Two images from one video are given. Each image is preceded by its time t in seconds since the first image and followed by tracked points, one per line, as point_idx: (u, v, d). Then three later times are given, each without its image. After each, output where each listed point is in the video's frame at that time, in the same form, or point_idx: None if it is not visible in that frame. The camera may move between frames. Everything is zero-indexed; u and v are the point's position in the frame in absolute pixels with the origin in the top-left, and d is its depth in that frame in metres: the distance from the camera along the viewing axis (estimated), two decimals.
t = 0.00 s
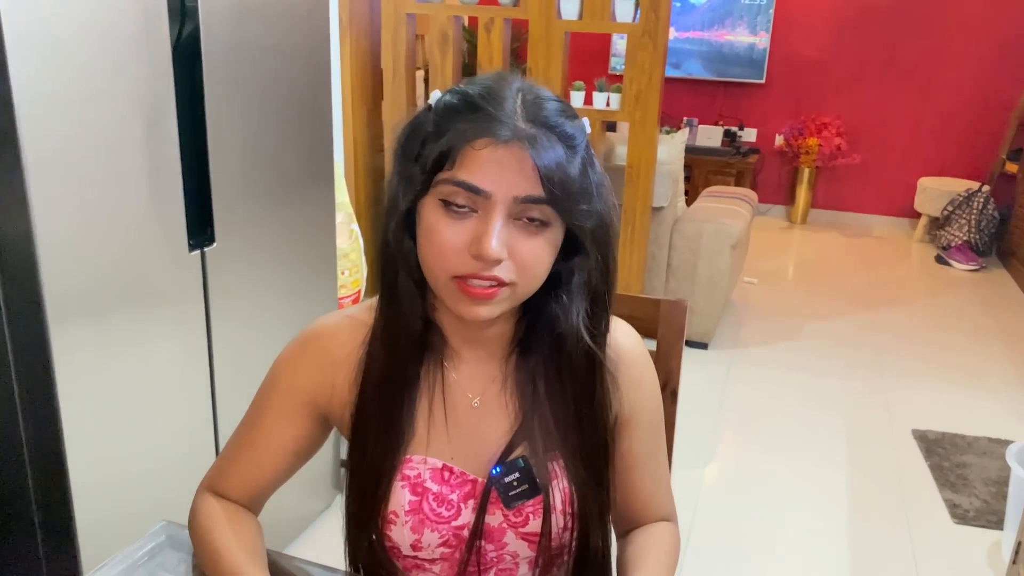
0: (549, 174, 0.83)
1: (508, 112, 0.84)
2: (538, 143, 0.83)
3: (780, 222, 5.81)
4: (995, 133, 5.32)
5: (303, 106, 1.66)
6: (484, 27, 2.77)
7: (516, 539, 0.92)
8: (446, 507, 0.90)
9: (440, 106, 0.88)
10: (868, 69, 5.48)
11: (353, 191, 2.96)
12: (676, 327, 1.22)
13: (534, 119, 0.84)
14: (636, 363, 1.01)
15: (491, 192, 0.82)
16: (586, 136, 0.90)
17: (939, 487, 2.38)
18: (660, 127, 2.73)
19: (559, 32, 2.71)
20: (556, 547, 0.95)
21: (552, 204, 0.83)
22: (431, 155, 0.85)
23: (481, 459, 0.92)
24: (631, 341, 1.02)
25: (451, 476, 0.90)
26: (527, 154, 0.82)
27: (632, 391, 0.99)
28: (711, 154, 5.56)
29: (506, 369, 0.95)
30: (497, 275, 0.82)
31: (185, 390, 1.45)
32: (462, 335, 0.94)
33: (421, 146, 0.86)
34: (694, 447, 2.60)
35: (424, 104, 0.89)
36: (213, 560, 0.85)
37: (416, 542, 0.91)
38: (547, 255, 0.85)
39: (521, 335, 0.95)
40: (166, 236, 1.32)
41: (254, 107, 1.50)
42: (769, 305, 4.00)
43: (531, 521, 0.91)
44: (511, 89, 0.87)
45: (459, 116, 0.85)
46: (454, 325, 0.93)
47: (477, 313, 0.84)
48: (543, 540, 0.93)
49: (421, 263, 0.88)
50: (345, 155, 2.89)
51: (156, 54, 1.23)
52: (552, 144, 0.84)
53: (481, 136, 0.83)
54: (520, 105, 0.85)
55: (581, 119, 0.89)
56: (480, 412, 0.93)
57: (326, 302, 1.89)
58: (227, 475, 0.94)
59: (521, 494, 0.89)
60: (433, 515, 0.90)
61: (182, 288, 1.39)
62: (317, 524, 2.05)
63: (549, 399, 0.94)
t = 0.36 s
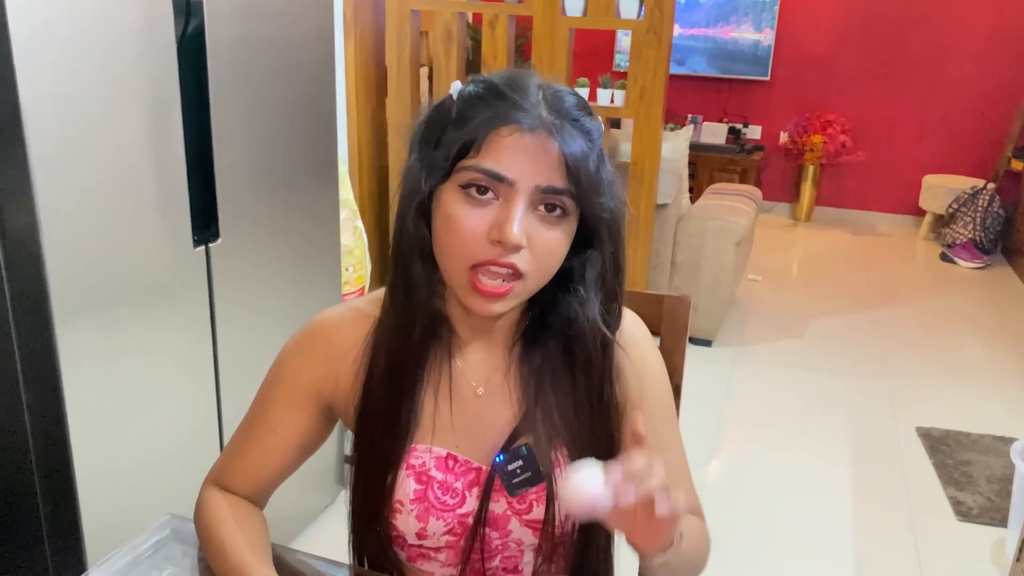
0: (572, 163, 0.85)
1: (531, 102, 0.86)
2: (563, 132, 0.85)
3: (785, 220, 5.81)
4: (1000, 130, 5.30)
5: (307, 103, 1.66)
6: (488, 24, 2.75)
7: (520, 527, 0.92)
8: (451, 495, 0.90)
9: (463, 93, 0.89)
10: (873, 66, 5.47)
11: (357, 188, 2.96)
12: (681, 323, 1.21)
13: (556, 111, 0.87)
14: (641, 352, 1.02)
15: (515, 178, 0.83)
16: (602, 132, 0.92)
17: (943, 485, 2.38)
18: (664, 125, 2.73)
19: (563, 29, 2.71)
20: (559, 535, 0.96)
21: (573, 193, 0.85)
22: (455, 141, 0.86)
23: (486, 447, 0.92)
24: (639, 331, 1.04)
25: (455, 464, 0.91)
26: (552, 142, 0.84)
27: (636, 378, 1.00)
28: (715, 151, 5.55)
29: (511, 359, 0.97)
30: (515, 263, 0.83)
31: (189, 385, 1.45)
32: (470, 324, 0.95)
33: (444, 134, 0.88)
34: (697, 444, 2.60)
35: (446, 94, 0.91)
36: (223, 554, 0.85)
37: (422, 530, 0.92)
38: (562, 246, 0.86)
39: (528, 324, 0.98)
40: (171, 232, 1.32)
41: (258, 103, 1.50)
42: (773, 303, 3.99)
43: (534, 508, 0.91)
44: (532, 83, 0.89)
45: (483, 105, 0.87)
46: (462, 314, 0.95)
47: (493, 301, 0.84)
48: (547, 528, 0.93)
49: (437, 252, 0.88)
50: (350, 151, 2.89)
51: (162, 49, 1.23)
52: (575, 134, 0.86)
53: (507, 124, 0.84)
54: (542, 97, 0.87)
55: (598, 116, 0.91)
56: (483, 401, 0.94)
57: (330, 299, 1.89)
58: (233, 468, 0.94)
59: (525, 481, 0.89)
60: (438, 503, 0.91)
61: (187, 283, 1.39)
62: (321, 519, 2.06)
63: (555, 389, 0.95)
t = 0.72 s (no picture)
0: (564, 158, 0.85)
1: (524, 98, 0.87)
2: (554, 127, 0.86)
3: (788, 219, 5.80)
4: (1005, 130, 5.29)
5: (311, 102, 1.66)
6: (492, 24, 2.76)
7: (519, 523, 0.92)
8: (450, 492, 0.91)
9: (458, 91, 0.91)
10: (877, 65, 5.46)
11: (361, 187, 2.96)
12: (683, 323, 1.22)
13: (548, 106, 0.87)
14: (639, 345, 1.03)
15: (506, 173, 0.84)
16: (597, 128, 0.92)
17: (946, 484, 2.38)
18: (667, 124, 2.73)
19: (566, 28, 2.71)
20: (557, 532, 0.96)
21: (565, 187, 0.85)
22: (448, 137, 0.87)
23: (485, 444, 0.94)
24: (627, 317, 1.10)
25: (454, 461, 0.91)
26: (543, 137, 0.85)
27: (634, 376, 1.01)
28: (719, 150, 5.55)
29: (508, 357, 0.98)
30: (507, 257, 0.83)
31: (193, 383, 1.46)
32: (470, 321, 0.97)
33: (439, 130, 0.89)
34: (700, 444, 2.59)
35: (442, 92, 0.92)
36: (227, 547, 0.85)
37: (421, 527, 0.92)
38: (557, 241, 0.86)
39: (525, 322, 0.99)
40: (176, 231, 1.33)
41: (262, 103, 1.51)
42: (777, 302, 3.99)
43: (532, 506, 0.92)
44: (526, 81, 0.90)
45: (476, 101, 0.88)
46: (459, 310, 0.97)
47: (486, 293, 0.85)
48: (546, 526, 0.93)
49: (432, 246, 0.89)
50: (353, 150, 2.90)
51: (166, 50, 1.24)
52: (567, 129, 0.86)
53: (498, 119, 0.85)
54: (535, 93, 0.88)
55: (593, 112, 0.92)
56: (481, 399, 0.96)
57: (333, 296, 1.90)
58: (237, 463, 0.95)
59: (523, 480, 0.90)
60: (436, 500, 0.91)
61: (192, 281, 1.40)
62: (325, 517, 2.06)
63: (552, 387, 0.95)
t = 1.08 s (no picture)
0: (568, 155, 0.86)
1: (528, 96, 0.88)
2: (559, 124, 0.87)
3: (790, 220, 5.81)
4: (1006, 131, 5.29)
5: (315, 103, 1.67)
6: (495, 25, 2.77)
7: (522, 524, 0.93)
8: (454, 493, 0.91)
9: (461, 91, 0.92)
10: (879, 67, 5.46)
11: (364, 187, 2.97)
12: (686, 322, 1.23)
13: (553, 104, 0.89)
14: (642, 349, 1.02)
15: (511, 170, 0.84)
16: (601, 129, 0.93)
17: (948, 485, 2.39)
18: (669, 125, 2.73)
19: (569, 29, 2.72)
20: (560, 532, 0.97)
21: (570, 183, 0.86)
22: (453, 136, 0.88)
23: (489, 445, 0.94)
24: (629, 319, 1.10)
25: (458, 462, 0.92)
26: (548, 134, 0.86)
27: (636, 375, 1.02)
28: (721, 151, 5.56)
29: (513, 359, 0.98)
30: (510, 256, 0.83)
31: (198, 381, 1.47)
32: (475, 323, 0.97)
33: (443, 129, 0.90)
34: (702, 444, 2.60)
35: (446, 95, 0.93)
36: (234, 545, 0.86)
37: (425, 527, 0.93)
38: (561, 240, 0.87)
39: (530, 325, 0.99)
40: (180, 231, 1.34)
41: (267, 104, 1.51)
42: (778, 302, 4.00)
43: (536, 507, 0.93)
44: (529, 81, 0.91)
45: (480, 100, 0.89)
46: (464, 311, 0.97)
47: (490, 294, 0.84)
48: (549, 526, 0.94)
49: (436, 247, 0.89)
50: (357, 150, 2.90)
51: (172, 51, 1.25)
52: (571, 127, 0.87)
53: (502, 115, 0.86)
54: (539, 92, 0.89)
55: (596, 113, 0.93)
56: (485, 400, 0.96)
57: (337, 296, 1.91)
58: (242, 461, 0.95)
59: (527, 481, 0.91)
60: (440, 500, 0.92)
61: (197, 281, 1.41)
62: (328, 515, 2.07)
63: (556, 389, 0.95)
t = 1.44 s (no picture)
0: (585, 167, 0.87)
1: (542, 108, 0.87)
2: (577, 137, 0.87)
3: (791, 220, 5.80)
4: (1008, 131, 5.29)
5: (316, 102, 1.67)
6: (496, 24, 2.77)
7: (524, 523, 0.94)
8: (456, 491, 0.92)
9: (470, 100, 0.90)
10: (881, 67, 5.45)
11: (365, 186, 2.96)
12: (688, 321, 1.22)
13: (567, 116, 0.88)
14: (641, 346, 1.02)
15: (532, 187, 0.84)
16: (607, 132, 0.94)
17: (949, 485, 2.38)
18: (671, 125, 2.72)
19: (570, 28, 2.71)
20: (563, 533, 0.97)
21: (586, 196, 0.87)
22: (468, 149, 0.87)
23: (491, 444, 0.95)
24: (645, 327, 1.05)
25: (460, 461, 0.93)
26: (566, 147, 0.86)
27: (638, 373, 1.00)
28: (722, 151, 5.55)
29: (516, 356, 0.98)
30: (534, 268, 0.85)
31: (199, 380, 1.47)
32: (480, 324, 0.98)
33: (454, 139, 0.89)
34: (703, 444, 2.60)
35: (452, 98, 0.92)
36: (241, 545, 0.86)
37: (426, 525, 0.93)
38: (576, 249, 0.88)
39: (533, 323, 0.99)
40: (181, 230, 1.34)
41: (268, 103, 1.51)
42: (779, 303, 3.99)
43: (538, 506, 0.93)
44: (538, 87, 0.90)
45: (493, 111, 0.88)
46: (471, 313, 0.97)
47: (514, 304, 0.86)
48: (551, 525, 0.95)
49: (452, 258, 0.90)
50: (358, 149, 2.90)
51: (173, 50, 1.24)
52: (586, 137, 0.88)
53: (521, 132, 0.85)
54: (551, 101, 0.89)
55: (602, 116, 0.93)
56: (489, 399, 0.96)
57: (337, 295, 1.90)
58: (244, 461, 0.95)
59: (529, 479, 0.92)
60: (442, 499, 0.92)
61: (198, 280, 1.41)
62: (328, 516, 2.07)
63: (559, 385, 0.96)
